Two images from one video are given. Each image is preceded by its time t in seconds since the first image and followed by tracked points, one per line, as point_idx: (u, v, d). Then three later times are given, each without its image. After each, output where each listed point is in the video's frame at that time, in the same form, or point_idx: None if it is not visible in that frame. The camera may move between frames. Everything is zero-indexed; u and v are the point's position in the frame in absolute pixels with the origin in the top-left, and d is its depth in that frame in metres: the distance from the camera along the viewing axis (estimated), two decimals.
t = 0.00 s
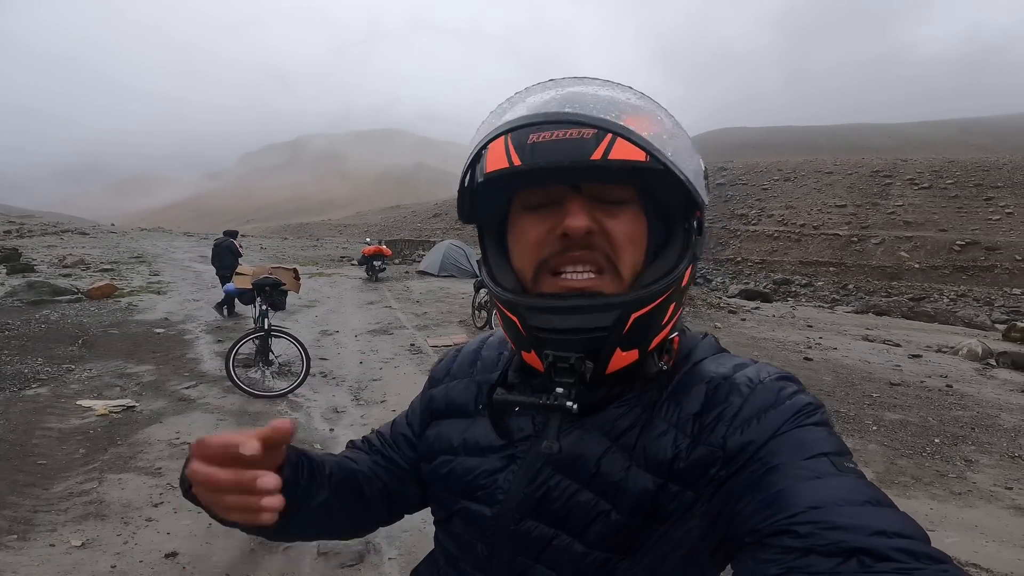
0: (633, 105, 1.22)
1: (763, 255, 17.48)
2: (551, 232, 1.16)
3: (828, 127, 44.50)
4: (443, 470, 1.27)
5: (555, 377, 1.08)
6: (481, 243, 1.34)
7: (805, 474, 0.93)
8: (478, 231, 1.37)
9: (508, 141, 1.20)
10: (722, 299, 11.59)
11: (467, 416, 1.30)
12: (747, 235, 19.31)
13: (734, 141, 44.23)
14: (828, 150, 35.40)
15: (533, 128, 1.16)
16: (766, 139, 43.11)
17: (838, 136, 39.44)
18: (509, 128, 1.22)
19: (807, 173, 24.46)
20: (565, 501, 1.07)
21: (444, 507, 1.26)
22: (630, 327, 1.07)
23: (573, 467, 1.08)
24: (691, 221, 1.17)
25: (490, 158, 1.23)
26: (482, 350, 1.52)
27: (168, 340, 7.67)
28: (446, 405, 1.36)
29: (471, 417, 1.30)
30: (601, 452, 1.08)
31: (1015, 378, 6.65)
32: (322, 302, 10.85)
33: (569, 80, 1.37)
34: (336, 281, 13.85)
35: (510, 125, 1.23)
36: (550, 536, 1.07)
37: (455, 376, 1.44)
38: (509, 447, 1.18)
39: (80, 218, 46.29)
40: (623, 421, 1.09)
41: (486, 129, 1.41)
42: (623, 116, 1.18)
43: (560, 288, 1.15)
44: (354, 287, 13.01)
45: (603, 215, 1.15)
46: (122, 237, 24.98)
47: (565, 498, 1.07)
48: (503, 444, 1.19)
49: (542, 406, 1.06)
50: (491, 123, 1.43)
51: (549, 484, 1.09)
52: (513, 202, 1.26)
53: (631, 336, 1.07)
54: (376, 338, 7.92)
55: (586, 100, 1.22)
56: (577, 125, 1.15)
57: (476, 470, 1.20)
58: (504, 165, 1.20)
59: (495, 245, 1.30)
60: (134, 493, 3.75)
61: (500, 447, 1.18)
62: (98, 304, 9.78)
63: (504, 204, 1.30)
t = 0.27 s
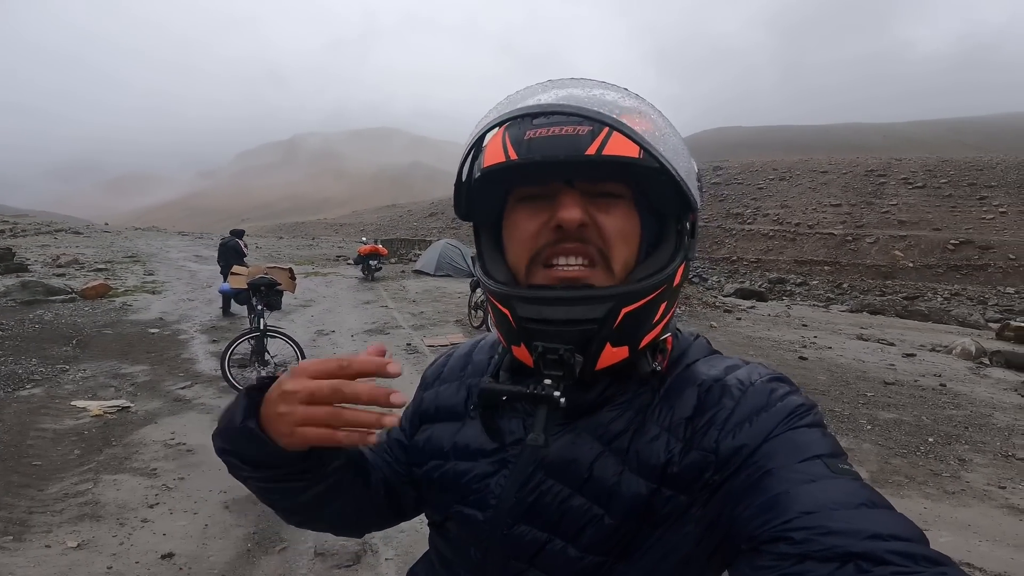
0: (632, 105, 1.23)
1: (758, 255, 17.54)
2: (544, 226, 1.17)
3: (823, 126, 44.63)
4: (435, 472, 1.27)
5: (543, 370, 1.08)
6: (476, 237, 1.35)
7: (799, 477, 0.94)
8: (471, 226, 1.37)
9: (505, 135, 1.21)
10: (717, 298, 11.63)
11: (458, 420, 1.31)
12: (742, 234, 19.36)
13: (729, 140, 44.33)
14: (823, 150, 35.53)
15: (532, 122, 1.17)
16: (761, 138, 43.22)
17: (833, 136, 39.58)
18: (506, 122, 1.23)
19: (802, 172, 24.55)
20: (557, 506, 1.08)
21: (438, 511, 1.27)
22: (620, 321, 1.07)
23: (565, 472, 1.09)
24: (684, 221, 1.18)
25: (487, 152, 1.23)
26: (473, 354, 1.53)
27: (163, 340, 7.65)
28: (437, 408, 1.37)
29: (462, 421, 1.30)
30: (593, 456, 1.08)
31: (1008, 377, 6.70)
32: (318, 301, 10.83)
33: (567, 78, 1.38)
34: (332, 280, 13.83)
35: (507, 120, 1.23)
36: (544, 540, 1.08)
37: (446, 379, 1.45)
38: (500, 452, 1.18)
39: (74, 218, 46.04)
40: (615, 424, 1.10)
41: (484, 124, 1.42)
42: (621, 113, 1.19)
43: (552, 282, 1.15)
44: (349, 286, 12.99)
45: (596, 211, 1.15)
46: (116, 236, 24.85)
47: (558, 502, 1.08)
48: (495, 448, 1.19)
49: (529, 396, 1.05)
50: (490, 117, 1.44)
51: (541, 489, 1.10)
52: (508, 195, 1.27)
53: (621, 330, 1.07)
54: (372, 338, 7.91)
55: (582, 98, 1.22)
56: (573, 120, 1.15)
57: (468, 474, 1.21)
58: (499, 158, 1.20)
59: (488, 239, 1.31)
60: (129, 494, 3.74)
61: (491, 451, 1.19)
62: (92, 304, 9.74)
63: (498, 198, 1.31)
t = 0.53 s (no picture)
0: (610, 108, 1.23)
1: (753, 254, 17.60)
2: (530, 245, 1.16)
3: (817, 126, 44.81)
4: (432, 482, 1.29)
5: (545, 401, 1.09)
6: (456, 259, 1.32)
7: (795, 487, 0.95)
8: (448, 246, 1.36)
9: (480, 148, 1.19)
10: (713, 298, 11.66)
11: (454, 429, 1.32)
12: (737, 234, 19.42)
13: (725, 140, 44.43)
14: (818, 150, 35.68)
15: (506, 135, 1.15)
16: (757, 138, 43.36)
17: (827, 136, 39.74)
18: (478, 136, 1.22)
19: (797, 172, 24.66)
20: (548, 515, 1.09)
21: (440, 517, 1.28)
22: (621, 342, 1.08)
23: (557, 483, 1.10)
24: (671, 224, 1.20)
25: (462, 168, 1.21)
26: (461, 361, 1.54)
27: (158, 341, 7.62)
28: (433, 418, 1.38)
29: (457, 430, 1.32)
30: (585, 467, 1.09)
31: (1002, 375, 6.74)
32: (313, 302, 10.82)
33: (534, 83, 1.37)
34: (327, 281, 13.80)
35: (479, 133, 1.21)
36: (539, 548, 1.09)
37: (440, 389, 1.46)
38: (493, 462, 1.20)
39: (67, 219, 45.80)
40: (607, 434, 1.11)
41: (451, 138, 1.39)
42: (601, 119, 1.19)
43: (545, 306, 1.15)
44: (345, 286, 12.97)
45: (583, 225, 1.15)
46: (109, 237, 24.73)
47: (549, 512, 1.09)
48: (488, 457, 1.21)
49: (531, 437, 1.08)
50: (456, 130, 1.41)
51: (533, 499, 1.11)
52: (485, 211, 1.25)
53: (621, 351, 1.09)
54: (368, 338, 7.91)
55: (557, 104, 1.22)
56: (551, 131, 1.15)
57: (462, 484, 1.22)
58: (475, 175, 1.19)
59: (468, 259, 1.30)
60: (124, 495, 3.73)
61: (485, 462, 1.20)
62: (86, 304, 9.70)
63: (476, 214, 1.29)
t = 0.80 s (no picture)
0: (677, 116, 1.21)
1: (750, 254, 17.63)
2: (557, 232, 1.16)
3: (813, 127, 44.93)
4: (434, 489, 1.29)
5: (524, 380, 1.10)
6: (489, 226, 1.34)
7: (807, 496, 0.95)
8: (487, 213, 1.37)
9: (541, 125, 1.20)
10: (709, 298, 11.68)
11: (457, 434, 1.32)
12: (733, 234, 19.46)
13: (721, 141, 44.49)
14: (813, 150, 35.79)
15: (567, 118, 1.15)
16: (752, 138, 43.46)
17: (823, 136, 39.85)
18: (542, 112, 1.23)
19: (793, 172, 24.72)
20: (552, 525, 1.08)
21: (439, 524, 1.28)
22: (613, 345, 1.07)
23: (560, 491, 1.09)
24: (706, 250, 1.16)
25: (517, 141, 1.23)
26: (462, 366, 1.53)
27: (153, 343, 7.59)
28: (435, 424, 1.38)
29: (460, 436, 1.31)
30: (589, 475, 1.08)
31: (997, 375, 6.77)
32: (310, 303, 10.79)
33: (622, 77, 1.35)
34: (324, 282, 13.77)
35: (546, 109, 1.22)
36: (543, 556, 1.08)
37: (441, 396, 1.45)
38: (494, 469, 1.19)
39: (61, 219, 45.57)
40: (611, 442, 1.10)
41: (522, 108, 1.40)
42: (666, 124, 1.17)
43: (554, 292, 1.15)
44: (342, 287, 12.94)
45: (613, 224, 1.14)
46: (103, 238, 24.61)
47: (552, 522, 1.08)
48: (490, 464, 1.20)
49: (503, 406, 1.11)
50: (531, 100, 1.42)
51: (536, 508, 1.10)
52: (529, 189, 1.26)
53: (613, 353, 1.07)
54: (365, 339, 7.89)
55: (628, 102, 1.20)
56: (613, 124, 1.14)
57: (463, 491, 1.22)
58: (525, 150, 1.20)
59: (500, 231, 1.31)
60: (121, 497, 3.71)
61: (487, 469, 1.20)
62: (80, 306, 9.65)
63: (519, 191, 1.30)
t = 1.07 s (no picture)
0: (680, 129, 1.22)
1: (747, 255, 17.67)
2: (566, 240, 1.17)
3: (810, 127, 45.02)
4: (438, 485, 1.29)
5: (537, 380, 1.10)
6: (500, 233, 1.35)
7: (804, 491, 0.95)
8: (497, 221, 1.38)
9: (548, 137, 1.21)
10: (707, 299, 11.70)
11: (463, 431, 1.32)
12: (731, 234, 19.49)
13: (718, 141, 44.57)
14: (810, 151, 35.87)
15: (574, 132, 1.17)
16: (750, 138, 43.52)
17: (820, 137, 39.95)
18: (550, 127, 1.23)
19: (790, 172, 24.78)
20: (554, 519, 1.08)
21: (441, 520, 1.27)
22: (620, 349, 1.08)
23: (564, 484, 1.09)
24: (709, 258, 1.16)
25: (526, 152, 1.24)
26: (472, 366, 1.54)
27: (151, 344, 7.58)
28: (444, 423, 1.38)
29: (467, 432, 1.31)
30: (593, 469, 1.08)
31: (994, 375, 6.79)
32: (308, 304, 10.78)
33: (626, 91, 1.36)
34: (322, 283, 13.76)
35: (552, 122, 1.23)
36: (542, 551, 1.08)
37: (451, 394, 1.46)
38: (499, 463, 1.19)
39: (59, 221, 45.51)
40: (615, 438, 1.10)
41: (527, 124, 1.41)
42: (668, 137, 1.18)
43: (563, 298, 1.15)
44: (340, 289, 12.94)
45: (619, 233, 1.14)
46: (100, 239, 24.57)
47: (555, 515, 1.08)
48: (494, 457, 1.20)
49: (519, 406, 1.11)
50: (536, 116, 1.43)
51: (539, 501, 1.10)
52: (537, 199, 1.27)
53: (620, 356, 1.08)
54: (363, 341, 7.88)
55: (633, 116, 1.21)
56: (618, 138, 1.15)
57: (466, 486, 1.21)
58: (533, 161, 1.21)
59: (510, 238, 1.32)
60: (118, 499, 3.71)
61: (491, 463, 1.20)
62: (77, 308, 9.63)
63: (528, 201, 1.31)
